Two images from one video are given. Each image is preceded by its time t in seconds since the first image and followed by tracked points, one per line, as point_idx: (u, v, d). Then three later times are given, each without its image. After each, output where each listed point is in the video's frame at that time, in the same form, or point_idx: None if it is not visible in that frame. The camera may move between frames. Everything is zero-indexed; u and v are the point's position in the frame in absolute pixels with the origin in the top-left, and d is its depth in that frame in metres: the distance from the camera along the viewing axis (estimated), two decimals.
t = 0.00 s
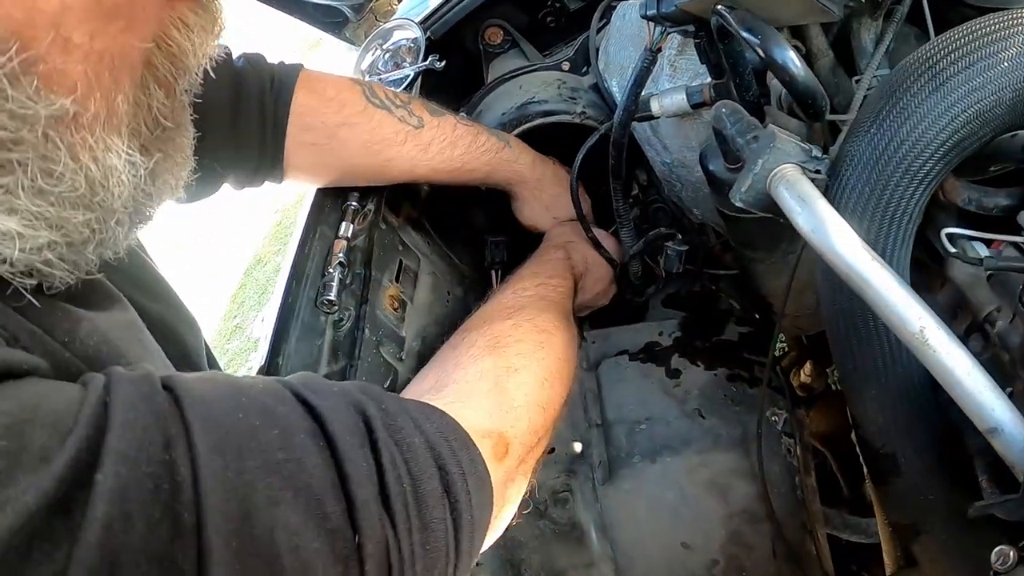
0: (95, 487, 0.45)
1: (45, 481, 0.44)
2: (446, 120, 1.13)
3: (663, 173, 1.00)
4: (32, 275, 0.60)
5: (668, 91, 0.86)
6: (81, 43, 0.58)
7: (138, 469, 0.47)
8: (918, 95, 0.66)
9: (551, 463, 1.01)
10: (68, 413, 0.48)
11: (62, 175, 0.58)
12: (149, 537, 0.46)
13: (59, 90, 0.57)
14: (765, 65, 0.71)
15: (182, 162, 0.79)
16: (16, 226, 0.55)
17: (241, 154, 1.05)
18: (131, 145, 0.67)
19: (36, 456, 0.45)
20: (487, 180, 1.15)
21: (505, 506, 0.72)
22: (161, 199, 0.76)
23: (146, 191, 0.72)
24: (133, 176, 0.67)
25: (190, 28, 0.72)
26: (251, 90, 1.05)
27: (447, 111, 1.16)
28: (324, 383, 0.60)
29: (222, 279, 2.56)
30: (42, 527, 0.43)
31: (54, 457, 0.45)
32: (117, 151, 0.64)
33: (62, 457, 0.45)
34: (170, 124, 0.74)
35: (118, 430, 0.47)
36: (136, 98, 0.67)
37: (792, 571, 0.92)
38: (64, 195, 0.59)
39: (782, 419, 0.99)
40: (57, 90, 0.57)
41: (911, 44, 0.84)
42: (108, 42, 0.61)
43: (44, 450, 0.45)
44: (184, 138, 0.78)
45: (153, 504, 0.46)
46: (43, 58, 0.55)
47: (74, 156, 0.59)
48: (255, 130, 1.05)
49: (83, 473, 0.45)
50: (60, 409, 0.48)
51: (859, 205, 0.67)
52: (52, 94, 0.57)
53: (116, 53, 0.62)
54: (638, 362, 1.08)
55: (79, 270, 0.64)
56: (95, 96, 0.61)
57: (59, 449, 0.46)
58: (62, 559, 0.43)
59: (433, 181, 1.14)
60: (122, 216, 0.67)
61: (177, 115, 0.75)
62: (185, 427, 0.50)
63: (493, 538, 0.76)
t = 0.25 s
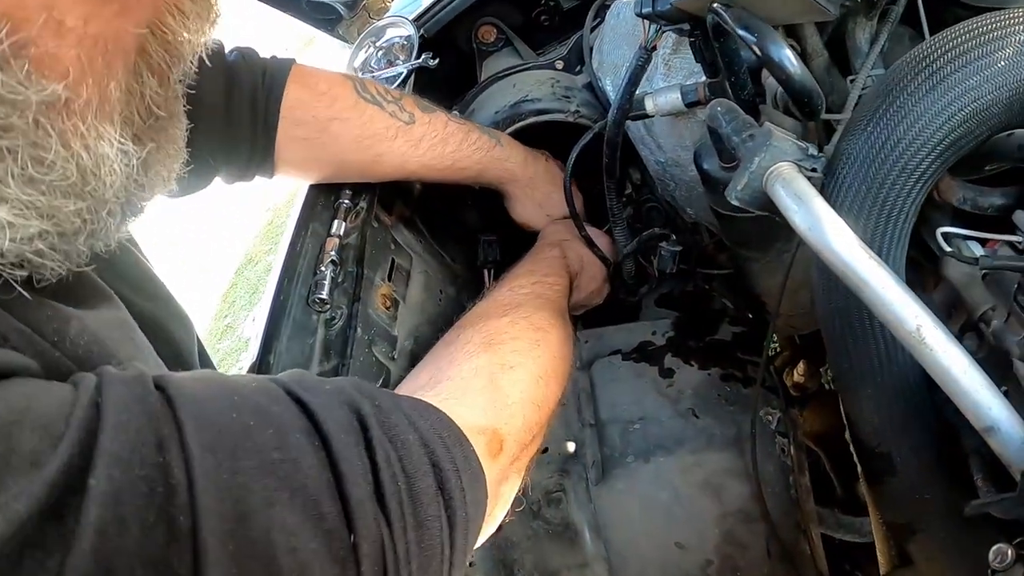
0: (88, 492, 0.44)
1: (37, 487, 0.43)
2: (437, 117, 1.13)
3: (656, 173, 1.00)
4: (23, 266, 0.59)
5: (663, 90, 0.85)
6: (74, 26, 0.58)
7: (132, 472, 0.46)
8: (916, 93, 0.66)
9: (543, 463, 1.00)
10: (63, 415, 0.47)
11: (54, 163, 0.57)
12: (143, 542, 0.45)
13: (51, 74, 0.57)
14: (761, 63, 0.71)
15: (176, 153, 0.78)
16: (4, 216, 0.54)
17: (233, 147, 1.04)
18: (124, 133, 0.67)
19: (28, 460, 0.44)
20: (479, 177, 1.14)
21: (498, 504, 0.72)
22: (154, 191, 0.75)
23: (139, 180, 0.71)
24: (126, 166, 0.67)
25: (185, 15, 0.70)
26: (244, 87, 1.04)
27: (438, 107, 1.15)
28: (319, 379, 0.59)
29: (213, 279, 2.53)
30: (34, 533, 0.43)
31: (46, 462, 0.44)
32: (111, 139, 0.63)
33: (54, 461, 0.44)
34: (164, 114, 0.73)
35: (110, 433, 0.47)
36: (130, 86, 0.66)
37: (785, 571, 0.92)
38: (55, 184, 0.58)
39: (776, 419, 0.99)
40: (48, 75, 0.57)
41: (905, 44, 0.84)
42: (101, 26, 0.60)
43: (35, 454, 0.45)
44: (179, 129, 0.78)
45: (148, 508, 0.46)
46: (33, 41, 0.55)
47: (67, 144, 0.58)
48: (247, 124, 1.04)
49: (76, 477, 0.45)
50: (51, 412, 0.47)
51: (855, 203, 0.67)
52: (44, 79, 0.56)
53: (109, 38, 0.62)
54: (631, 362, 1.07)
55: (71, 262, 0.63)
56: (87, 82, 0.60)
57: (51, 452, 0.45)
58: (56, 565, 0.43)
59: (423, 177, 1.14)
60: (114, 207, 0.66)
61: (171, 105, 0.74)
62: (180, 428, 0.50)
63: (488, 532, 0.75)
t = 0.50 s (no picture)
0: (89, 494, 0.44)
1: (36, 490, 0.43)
2: (432, 117, 1.12)
3: (652, 173, 1.00)
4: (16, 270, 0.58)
5: (658, 90, 0.85)
6: (68, 28, 0.57)
7: (133, 474, 0.46)
8: (912, 93, 0.66)
9: (539, 463, 1.00)
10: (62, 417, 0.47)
11: (48, 166, 0.57)
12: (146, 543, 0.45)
13: (46, 76, 0.57)
14: (758, 63, 0.71)
15: (170, 155, 0.78)
16: None
17: (226, 146, 1.04)
18: (116, 133, 0.66)
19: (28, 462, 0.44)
20: (473, 178, 1.14)
21: (494, 501, 0.71)
22: (148, 191, 0.75)
23: (132, 181, 0.70)
24: (119, 166, 0.66)
25: (179, 14, 0.71)
26: (238, 84, 1.04)
27: (432, 106, 1.15)
28: (314, 377, 0.59)
29: (207, 278, 2.52)
30: (36, 536, 0.43)
31: (46, 464, 0.44)
32: (104, 140, 0.63)
33: (55, 463, 0.44)
34: (155, 114, 0.73)
35: (110, 434, 0.47)
36: (122, 85, 0.66)
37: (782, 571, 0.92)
38: (49, 186, 0.57)
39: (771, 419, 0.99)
40: (43, 77, 0.56)
41: (900, 46, 0.84)
42: (95, 28, 0.60)
43: (35, 457, 0.44)
44: (173, 129, 0.77)
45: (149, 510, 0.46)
46: (29, 43, 0.54)
47: (60, 146, 0.58)
48: (241, 122, 1.04)
49: (76, 479, 0.45)
50: (50, 413, 0.47)
51: (851, 203, 0.67)
52: (39, 81, 0.56)
53: (103, 39, 0.61)
54: (627, 361, 1.07)
55: (66, 263, 0.63)
56: (81, 83, 0.60)
57: (51, 455, 0.45)
58: (56, 567, 0.43)
59: (416, 176, 1.13)
60: (108, 208, 0.66)
61: (163, 105, 0.74)
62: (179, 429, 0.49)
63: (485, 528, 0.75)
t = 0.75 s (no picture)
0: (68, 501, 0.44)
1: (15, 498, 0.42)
2: (423, 122, 1.12)
3: (646, 174, 1.00)
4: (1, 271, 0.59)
5: (653, 91, 0.85)
6: (50, 31, 0.56)
7: (113, 482, 0.45)
8: (906, 95, 0.66)
9: (533, 464, 1.00)
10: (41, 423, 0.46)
11: (30, 168, 0.56)
12: (124, 548, 0.45)
13: (25, 79, 0.56)
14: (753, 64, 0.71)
15: (154, 153, 0.77)
16: None
17: (216, 144, 1.04)
18: (98, 133, 0.65)
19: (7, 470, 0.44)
20: (460, 184, 1.14)
21: (484, 504, 0.71)
22: (133, 187, 0.74)
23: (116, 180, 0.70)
24: (101, 164, 0.66)
25: (162, 16, 0.69)
26: (228, 81, 1.03)
27: (425, 110, 1.15)
28: (298, 381, 0.59)
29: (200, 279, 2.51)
30: (15, 544, 0.42)
31: (26, 472, 0.44)
32: (86, 140, 0.63)
33: (35, 471, 0.44)
34: (137, 117, 0.72)
35: (90, 441, 0.46)
36: (105, 86, 0.65)
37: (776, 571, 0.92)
38: (32, 189, 0.57)
39: (764, 420, 0.99)
40: (23, 79, 0.56)
41: (895, 47, 0.85)
42: (78, 30, 0.59)
43: (14, 463, 0.44)
44: (158, 126, 0.77)
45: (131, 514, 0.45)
46: (9, 45, 0.54)
47: (43, 147, 0.57)
48: (231, 117, 1.04)
49: (56, 487, 0.44)
50: (32, 421, 0.46)
51: (845, 204, 0.67)
52: (19, 84, 0.56)
53: (86, 41, 0.61)
54: (621, 362, 1.07)
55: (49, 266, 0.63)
56: (63, 85, 0.59)
57: (31, 462, 0.44)
58: None
59: (407, 180, 1.13)
60: (92, 206, 0.66)
61: (148, 106, 0.73)
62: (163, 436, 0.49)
63: (476, 531, 0.75)
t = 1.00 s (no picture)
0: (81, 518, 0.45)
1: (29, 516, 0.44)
2: (417, 129, 1.13)
3: (639, 177, 1.01)
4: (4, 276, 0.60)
5: (646, 96, 0.86)
6: (48, 39, 0.57)
7: (123, 498, 0.47)
8: (894, 103, 0.67)
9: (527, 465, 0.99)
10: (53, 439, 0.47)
11: (28, 179, 0.57)
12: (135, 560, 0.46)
13: (27, 89, 0.57)
14: (743, 71, 0.72)
15: (156, 146, 0.77)
16: None
17: (212, 148, 1.05)
18: (94, 132, 0.66)
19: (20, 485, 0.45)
20: (457, 191, 1.15)
21: (490, 522, 0.73)
22: (134, 187, 0.75)
23: (116, 174, 0.71)
24: (100, 163, 0.67)
25: (162, 22, 0.70)
26: (224, 86, 1.05)
27: (419, 117, 1.15)
28: (312, 400, 0.59)
29: (195, 279, 2.52)
30: (26, 562, 0.44)
31: (38, 488, 0.45)
32: (85, 143, 0.64)
33: (46, 488, 0.45)
34: (136, 119, 0.72)
35: (102, 458, 0.47)
36: (102, 90, 0.66)
37: (767, 570, 0.93)
38: (31, 198, 0.58)
39: (756, 421, 0.99)
40: (23, 89, 0.56)
41: (886, 53, 0.86)
42: (77, 37, 0.60)
43: (27, 479, 0.45)
44: (159, 121, 0.77)
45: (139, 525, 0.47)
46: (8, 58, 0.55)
47: (42, 158, 0.59)
48: (226, 125, 1.05)
49: (69, 505, 0.46)
50: (42, 434, 0.48)
51: (834, 209, 0.68)
52: (19, 94, 0.56)
53: (85, 48, 0.61)
54: (614, 364, 1.08)
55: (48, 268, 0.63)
56: (62, 94, 0.60)
57: (44, 478, 0.46)
58: None
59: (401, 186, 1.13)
60: (93, 205, 0.67)
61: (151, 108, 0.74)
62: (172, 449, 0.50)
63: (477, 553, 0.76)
